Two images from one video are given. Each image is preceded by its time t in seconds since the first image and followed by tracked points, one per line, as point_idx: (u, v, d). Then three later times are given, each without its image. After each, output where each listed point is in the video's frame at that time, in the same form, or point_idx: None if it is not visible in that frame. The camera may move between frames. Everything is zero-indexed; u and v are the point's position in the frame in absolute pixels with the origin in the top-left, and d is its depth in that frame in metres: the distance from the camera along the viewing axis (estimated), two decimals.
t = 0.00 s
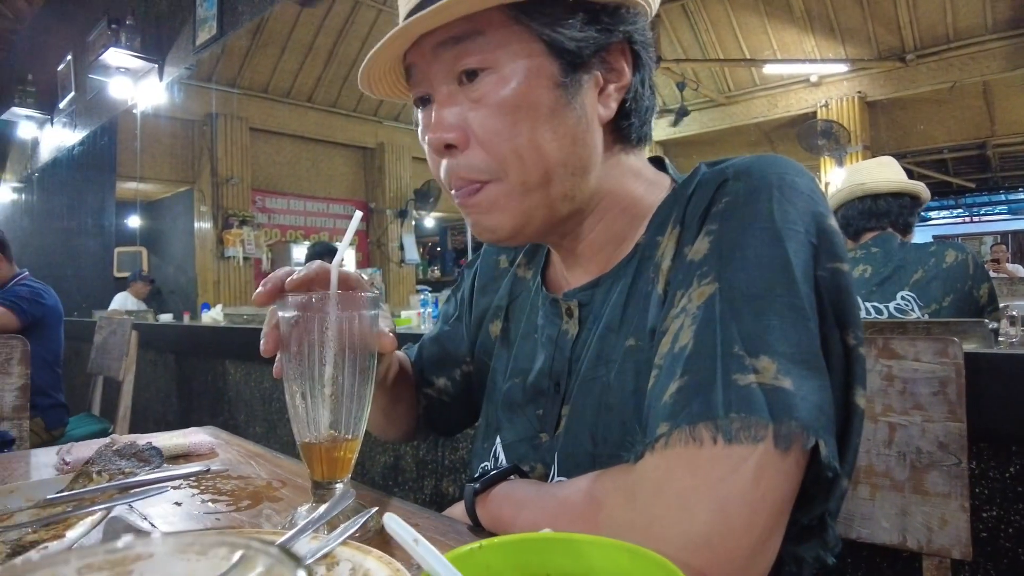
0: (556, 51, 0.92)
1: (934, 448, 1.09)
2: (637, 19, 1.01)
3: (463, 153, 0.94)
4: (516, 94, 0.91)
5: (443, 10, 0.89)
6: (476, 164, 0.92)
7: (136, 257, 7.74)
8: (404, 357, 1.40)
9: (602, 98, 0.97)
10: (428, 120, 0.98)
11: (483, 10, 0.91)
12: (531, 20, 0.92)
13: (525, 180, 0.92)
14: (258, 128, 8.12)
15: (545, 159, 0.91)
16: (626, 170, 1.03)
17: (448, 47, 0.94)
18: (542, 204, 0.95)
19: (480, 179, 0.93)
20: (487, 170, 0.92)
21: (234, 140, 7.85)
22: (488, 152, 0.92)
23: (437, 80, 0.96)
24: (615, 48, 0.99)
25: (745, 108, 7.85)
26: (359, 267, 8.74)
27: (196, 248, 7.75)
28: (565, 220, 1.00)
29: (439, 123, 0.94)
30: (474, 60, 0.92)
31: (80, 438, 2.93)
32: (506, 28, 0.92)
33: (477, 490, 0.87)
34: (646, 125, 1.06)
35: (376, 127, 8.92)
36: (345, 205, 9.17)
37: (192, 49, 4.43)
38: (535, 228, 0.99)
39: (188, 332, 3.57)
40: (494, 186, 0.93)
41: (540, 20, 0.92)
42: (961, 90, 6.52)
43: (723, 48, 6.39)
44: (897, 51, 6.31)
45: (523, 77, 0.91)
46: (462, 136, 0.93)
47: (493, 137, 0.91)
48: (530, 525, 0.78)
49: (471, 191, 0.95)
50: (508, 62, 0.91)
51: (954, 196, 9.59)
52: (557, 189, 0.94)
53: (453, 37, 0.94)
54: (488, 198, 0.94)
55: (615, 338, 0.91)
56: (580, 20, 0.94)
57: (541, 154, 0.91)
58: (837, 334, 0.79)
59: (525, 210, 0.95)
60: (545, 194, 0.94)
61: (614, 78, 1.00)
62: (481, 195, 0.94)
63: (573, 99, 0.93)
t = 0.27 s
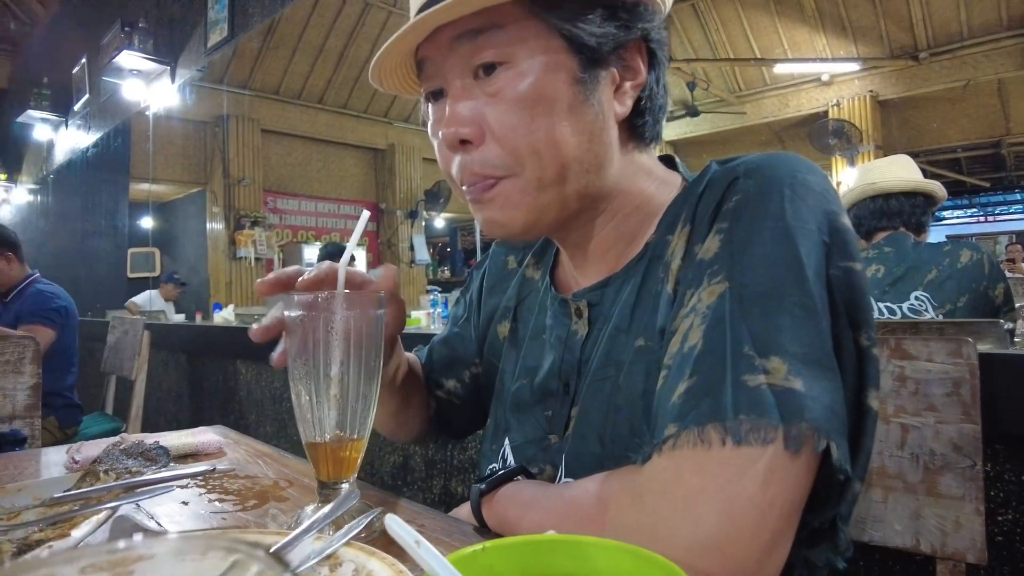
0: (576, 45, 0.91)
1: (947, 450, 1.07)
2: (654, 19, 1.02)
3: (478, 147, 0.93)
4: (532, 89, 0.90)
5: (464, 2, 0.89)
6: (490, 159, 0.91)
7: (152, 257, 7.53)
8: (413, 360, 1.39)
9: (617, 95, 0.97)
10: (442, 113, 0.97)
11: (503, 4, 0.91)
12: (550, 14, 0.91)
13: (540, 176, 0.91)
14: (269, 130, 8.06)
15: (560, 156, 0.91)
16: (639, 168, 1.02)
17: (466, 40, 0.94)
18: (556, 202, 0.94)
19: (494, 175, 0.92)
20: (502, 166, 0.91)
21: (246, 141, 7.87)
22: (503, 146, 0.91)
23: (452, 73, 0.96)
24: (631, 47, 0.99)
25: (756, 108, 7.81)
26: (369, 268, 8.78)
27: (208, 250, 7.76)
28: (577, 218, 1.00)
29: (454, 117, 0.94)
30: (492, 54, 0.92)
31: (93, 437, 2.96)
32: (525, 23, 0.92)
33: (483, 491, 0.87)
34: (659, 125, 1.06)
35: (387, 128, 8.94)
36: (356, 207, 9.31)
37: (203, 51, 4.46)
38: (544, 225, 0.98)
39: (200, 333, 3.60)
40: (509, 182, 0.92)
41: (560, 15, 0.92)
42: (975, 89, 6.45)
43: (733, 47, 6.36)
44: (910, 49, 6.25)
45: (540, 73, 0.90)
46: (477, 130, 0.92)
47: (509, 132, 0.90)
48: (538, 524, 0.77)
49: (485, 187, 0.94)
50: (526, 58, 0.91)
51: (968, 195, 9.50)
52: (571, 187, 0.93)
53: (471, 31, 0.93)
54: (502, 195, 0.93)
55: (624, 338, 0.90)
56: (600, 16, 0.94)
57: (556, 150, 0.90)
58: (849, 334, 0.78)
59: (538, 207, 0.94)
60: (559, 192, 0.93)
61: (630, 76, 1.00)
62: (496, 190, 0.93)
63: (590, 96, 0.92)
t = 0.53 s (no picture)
0: (585, 45, 0.91)
1: (958, 451, 1.06)
2: (663, 17, 1.01)
3: (487, 146, 0.93)
4: (540, 89, 0.90)
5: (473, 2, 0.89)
6: (500, 158, 0.91)
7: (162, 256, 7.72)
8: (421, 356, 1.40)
9: (626, 93, 0.97)
10: (450, 112, 0.98)
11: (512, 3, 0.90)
12: (558, 13, 0.91)
13: (549, 175, 0.91)
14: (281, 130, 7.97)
15: (569, 157, 0.90)
16: (648, 167, 1.02)
17: (475, 40, 0.94)
18: (566, 202, 0.94)
19: (505, 174, 0.92)
20: (512, 165, 0.91)
21: (255, 141, 7.87)
22: (512, 147, 0.91)
23: (461, 72, 0.96)
24: (640, 46, 0.99)
25: (765, 106, 7.77)
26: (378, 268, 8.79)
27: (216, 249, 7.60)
28: (586, 218, 0.99)
29: (462, 117, 0.94)
30: (500, 54, 0.92)
31: (104, 436, 2.98)
32: (535, 22, 0.92)
33: (489, 491, 0.87)
34: (667, 124, 1.05)
35: (395, 128, 8.96)
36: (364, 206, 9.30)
37: (212, 52, 4.48)
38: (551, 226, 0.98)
39: (210, 332, 3.63)
40: (518, 181, 0.92)
41: (569, 15, 0.91)
42: (988, 86, 6.39)
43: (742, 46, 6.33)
44: (921, 47, 6.21)
45: (549, 72, 0.90)
46: (486, 130, 0.92)
47: (518, 132, 0.90)
48: (545, 525, 0.77)
49: (494, 186, 0.94)
50: (535, 57, 0.91)
51: (980, 193, 9.41)
52: (581, 186, 0.93)
53: (480, 30, 0.93)
54: (511, 194, 0.93)
55: (632, 338, 0.90)
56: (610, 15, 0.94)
57: (564, 152, 0.90)
58: (858, 336, 0.77)
59: (547, 207, 0.94)
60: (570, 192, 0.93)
61: (639, 74, 0.99)
62: (505, 189, 0.93)
63: (599, 96, 0.92)
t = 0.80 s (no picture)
0: (599, 51, 0.91)
1: (978, 453, 1.05)
2: (680, 15, 1.00)
3: (503, 156, 0.94)
4: (555, 98, 0.90)
5: (486, 14, 0.88)
6: (515, 167, 0.92)
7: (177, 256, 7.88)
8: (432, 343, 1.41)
9: (642, 95, 0.96)
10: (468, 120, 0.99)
11: (525, 13, 0.89)
12: (570, 21, 0.90)
13: (566, 183, 0.92)
14: (293, 131, 8.12)
15: (586, 164, 0.91)
16: (668, 166, 1.02)
17: (489, 50, 0.93)
18: (586, 206, 0.94)
19: (521, 182, 0.93)
20: (528, 174, 0.92)
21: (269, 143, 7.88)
22: (529, 156, 0.91)
23: (478, 83, 0.96)
24: (656, 46, 0.98)
25: (779, 104, 7.72)
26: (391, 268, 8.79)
27: (232, 249, 7.84)
28: (604, 220, 1.00)
29: (479, 128, 0.95)
30: (515, 64, 0.91)
31: (122, 434, 3.02)
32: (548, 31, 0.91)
33: (505, 490, 0.87)
34: (685, 120, 1.05)
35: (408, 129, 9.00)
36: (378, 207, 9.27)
37: (228, 54, 4.52)
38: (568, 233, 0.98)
39: (227, 332, 3.66)
40: (535, 190, 0.93)
41: (582, 22, 0.90)
42: (1007, 84, 6.30)
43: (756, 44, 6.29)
44: (938, 44, 6.15)
45: (563, 82, 0.90)
46: (502, 139, 0.93)
47: (534, 142, 0.90)
48: (563, 523, 0.77)
49: (512, 195, 0.95)
50: (549, 67, 0.90)
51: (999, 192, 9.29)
52: (600, 192, 0.93)
53: (494, 41, 0.92)
54: (528, 202, 0.94)
55: (650, 338, 0.90)
56: (625, 19, 0.92)
57: (580, 160, 0.91)
58: (879, 338, 0.77)
59: (565, 213, 0.94)
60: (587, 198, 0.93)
61: (655, 75, 0.99)
62: (522, 197, 0.94)
63: (614, 102, 0.92)
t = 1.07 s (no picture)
0: (587, 78, 0.88)
1: (1001, 455, 1.07)
2: (677, 16, 0.95)
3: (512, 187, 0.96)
4: (554, 130, 0.89)
5: (476, 66, 0.86)
6: (525, 199, 0.95)
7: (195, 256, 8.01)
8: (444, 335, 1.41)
9: (643, 109, 0.94)
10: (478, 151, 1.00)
11: (515, 56, 0.87)
12: (559, 55, 0.88)
13: (575, 212, 0.93)
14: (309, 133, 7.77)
15: (592, 188, 0.91)
16: (685, 166, 1.01)
17: (480, 93, 0.92)
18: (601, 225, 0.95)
19: (534, 211, 0.96)
20: (538, 203, 0.94)
21: (284, 142, 7.65)
22: (536, 188, 0.93)
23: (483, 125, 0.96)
24: (656, 54, 0.94)
25: (796, 102, 7.65)
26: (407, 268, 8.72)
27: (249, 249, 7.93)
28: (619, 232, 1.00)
29: (487, 164, 0.96)
30: (510, 106, 0.90)
31: (141, 432, 3.06)
32: (540, 67, 0.88)
33: (519, 490, 0.87)
34: (700, 116, 1.02)
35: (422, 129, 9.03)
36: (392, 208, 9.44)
37: (244, 56, 4.57)
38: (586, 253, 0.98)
39: (243, 332, 3.70)
40: (547, 219, 0.95)
41: (569, 52, 0.88)
42: None
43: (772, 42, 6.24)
44: (959, 40, 6.06)
45: (558, 115, 0.89)
46: (509, 173, 0.94)
47: (539, 175, 0.92)
48: (576, 523, 0.77)
49: (532, 223, 0.98)
50: (542, 102, 0.89)
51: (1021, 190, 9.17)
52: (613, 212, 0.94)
53: (487, 82, 0.90)
54: (547, 230, 0.96)
55: (670, 338, 0.89)
56: (614, 41, 0.88)
57: (585, 185, 0.91)
58: (902, 340, 0.76)
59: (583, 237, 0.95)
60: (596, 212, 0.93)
61: (656, 83, 0.95)
62: (539, 225, 0.97)
63: (613, 124, 0.90)
